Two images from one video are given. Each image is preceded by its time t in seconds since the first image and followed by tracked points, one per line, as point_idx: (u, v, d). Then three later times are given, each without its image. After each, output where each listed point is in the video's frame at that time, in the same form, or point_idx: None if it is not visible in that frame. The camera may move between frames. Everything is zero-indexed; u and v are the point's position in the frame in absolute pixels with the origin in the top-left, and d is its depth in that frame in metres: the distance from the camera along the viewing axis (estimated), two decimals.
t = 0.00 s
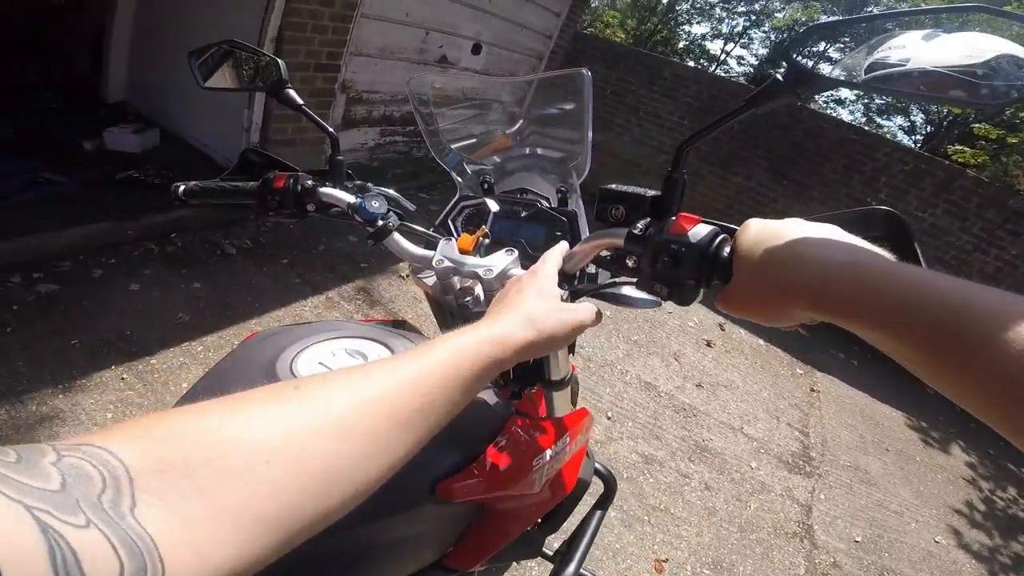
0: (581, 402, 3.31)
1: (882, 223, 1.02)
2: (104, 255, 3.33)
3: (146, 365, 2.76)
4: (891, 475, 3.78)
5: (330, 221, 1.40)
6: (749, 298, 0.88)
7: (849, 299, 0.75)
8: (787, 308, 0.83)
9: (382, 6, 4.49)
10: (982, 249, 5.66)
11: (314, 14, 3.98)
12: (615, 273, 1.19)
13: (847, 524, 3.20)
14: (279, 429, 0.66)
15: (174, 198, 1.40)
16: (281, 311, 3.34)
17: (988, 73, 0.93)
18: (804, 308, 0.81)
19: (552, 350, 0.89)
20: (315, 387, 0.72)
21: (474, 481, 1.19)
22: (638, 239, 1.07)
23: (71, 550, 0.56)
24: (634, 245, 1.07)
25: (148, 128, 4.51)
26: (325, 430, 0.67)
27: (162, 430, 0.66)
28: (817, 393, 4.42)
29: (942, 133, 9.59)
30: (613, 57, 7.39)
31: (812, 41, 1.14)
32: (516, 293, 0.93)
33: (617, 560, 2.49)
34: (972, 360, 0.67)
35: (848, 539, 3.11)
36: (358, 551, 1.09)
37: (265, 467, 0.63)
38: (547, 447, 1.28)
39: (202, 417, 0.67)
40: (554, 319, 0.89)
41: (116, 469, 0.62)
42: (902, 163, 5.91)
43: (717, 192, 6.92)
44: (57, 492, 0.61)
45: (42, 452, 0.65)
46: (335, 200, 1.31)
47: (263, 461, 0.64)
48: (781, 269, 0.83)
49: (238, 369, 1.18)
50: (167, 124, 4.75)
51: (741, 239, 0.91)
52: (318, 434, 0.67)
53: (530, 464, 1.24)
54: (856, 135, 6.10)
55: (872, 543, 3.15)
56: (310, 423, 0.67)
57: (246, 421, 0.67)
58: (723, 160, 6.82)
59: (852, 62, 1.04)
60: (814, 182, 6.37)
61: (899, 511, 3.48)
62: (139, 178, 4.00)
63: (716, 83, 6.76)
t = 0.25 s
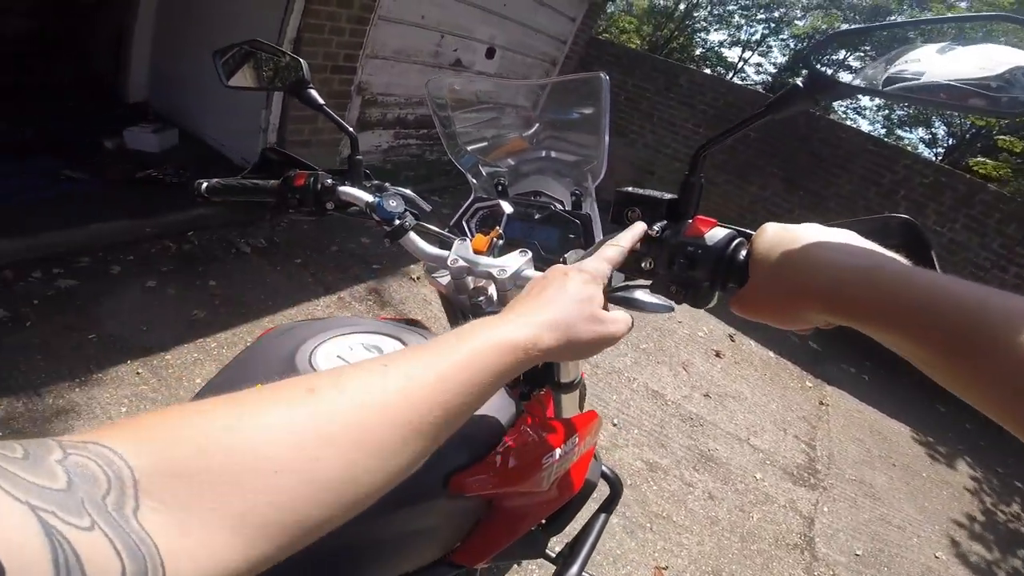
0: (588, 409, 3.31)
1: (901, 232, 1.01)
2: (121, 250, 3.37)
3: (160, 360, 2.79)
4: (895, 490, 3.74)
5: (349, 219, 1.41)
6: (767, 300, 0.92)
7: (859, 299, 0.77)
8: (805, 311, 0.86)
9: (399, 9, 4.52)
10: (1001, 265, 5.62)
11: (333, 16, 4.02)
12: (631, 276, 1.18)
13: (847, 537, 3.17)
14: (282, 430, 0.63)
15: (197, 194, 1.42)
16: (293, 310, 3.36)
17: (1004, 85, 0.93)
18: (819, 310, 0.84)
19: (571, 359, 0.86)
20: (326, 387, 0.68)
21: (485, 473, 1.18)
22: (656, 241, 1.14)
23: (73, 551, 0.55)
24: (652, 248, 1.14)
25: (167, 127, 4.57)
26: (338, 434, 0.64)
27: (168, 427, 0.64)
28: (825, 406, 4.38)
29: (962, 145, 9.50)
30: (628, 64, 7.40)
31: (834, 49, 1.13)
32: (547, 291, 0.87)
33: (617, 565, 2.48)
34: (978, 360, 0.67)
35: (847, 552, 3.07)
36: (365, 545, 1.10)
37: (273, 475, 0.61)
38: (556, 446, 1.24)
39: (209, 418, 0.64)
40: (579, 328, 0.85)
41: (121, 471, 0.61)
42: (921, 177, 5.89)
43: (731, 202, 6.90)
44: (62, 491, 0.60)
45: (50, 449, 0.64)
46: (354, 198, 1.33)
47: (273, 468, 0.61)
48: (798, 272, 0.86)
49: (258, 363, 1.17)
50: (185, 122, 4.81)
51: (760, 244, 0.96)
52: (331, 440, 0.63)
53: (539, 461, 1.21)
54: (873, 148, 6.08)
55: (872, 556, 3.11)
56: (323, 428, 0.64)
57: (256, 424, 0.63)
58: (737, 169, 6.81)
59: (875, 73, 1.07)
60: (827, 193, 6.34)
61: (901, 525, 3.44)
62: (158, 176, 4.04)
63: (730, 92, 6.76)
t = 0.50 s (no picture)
0: (614, 415, 3.28)
1: (953, 239, 0.97)
2: (158, 252, 3.44)
3: (193, 360, 2.84)
4: (933, 501, 3.62)
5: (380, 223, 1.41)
6: (809, 313, 0.85)
7: (925, 314, 0.71)
8: (854, 324, 0.79)
9: (426, 13, 4.55)
10: None
11: (361, 20, 4.07)
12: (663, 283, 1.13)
13: (880, 547, 3.07)
14: (271, 479, 0.60)
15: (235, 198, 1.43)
16: (322, 312, 3.40)
17: None
18: (872, 324, 0.77)
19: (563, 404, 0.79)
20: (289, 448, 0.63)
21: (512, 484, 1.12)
22: (693, 248, 1.02)
23: None
24: (689, 255, 1.02)
25: (203, 131, 4.67)
26: (292, 501, 0.59)
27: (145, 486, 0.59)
28: (860, 415, 4.26)
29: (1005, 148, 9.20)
30: (657, 66, 7.35)
31: (873, 53, 1.13)
32: (536, 328, 0.81)
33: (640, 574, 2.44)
34: None
35: (880, 562, 2.98)
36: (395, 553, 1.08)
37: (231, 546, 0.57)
38: (585, 455, 1.25)
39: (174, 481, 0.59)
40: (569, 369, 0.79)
41: (39, 541, 0.53)
42: (962, 180, 5.70)
43: (763, 206, 6.78)
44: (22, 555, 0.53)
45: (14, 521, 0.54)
46: (387, 203, 1.32)
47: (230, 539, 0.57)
48: (847, 284, 0.79)
49: (290, 366, 1.13)
50: (219, 127, 4.91)
51: (804, 252, 0.87)
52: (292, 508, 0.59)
53: (567, 471, 1.21)
54: (912, 150, 5.91)
55: (906, 567, 3.01)
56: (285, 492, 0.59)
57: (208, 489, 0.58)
58: (768, 173, 6.70)
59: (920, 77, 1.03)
60: (862, 197, 6.19)
61: (938, 536, 3.32)
62: (194, 178, 4.12)
63: (761, 94, 6.66)
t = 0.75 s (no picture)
0: (632, 416, 3.25)
1: (980, 232, 0.95)
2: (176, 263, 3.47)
3: (213, 370, 2.87)
4: (962, 497, 3.54)
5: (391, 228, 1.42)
6: (831, 309, 0.82)
7: (962, 311, 0.69)
8: (880, 318, 0.76)
9: (432, 17, 4.56)
10: None
11: (368, 26, 4.09)
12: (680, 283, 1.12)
13: (909, 544, 3.01)
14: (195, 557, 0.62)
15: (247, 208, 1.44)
16: (338, 319, 3.42)
17: None
18: (900, 320, 0.74)
19: (477, 488, 0.78)
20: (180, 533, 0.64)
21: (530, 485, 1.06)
22: (709, 246, 0.98)
23: None
24: (706, 253, 0.98)
25: (217, 142, 4.72)
26: None
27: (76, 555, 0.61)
28: (885, 413, 4.18)
29: None
30: (666, 64, 7.31)
31: (886, 46, 1.09)
32: (454, 410, 0.80)
33: None
34: None
35: (911, 560, 2.92)
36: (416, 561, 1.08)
37: None
38: (604, 458, 1.23)
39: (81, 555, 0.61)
40: (485, 451, 0.78)
41: None
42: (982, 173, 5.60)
43: (778, 203, 6.71)
44: None
45: None
46: (397, 209, 1.32)
47: None
48: (875, 279, 0.76)
49: (302, 371, 1.12)
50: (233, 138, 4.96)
51: (824, 247, 0.84)
52: None
53: (585, 474, 1.18)
54: (929, 143, 5.83)
55: (937, 564, 2.95)
56: None
57: (100, 572, 0.59)
58: (782, 169, 6.63)
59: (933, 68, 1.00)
60: (879, 190, 6.10)
61: (968, 532, 3.25)
62: (210, 190, 4.17)
63: (773, 89, 6.59)
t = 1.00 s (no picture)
0: (642, 420, 3.22)
1: (1005, 233, 0.92)
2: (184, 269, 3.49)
3: (221, 376, 2.86)
4: (981, 499, 3.47)
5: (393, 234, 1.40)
6: (855, 319, 0.79)
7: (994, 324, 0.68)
8: (906, 331, 0.74)
9: (437, 20, 4.56)
10: None
11: (373, 29, 4.09)
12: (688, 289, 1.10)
13: (927, 546, 2.96)
14: None
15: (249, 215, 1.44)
16: (346, 324, 3.41)
17: None
18: (927, 332, 0.72)
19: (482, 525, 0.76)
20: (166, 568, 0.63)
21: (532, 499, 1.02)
22: (719, 252, 0.95)
23: None
24: (717, 259, 0.95)
25: (225, 146, 4.74)
26: None
27: None
28: (901, 413, 4.11)
29: None
30: (673, 64, 7.27)
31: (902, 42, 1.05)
32: (469, 445, 0.78)
33: None
34: None
35: (928, 562, 2.87)
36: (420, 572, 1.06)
37: None
38: (611, 469, 1.20)
39: None
40: (499, 492, 0.77)
41: None
42: (996, 171, 5.51)
43: (788, 202, 6.64)
44: None
45: None
46: (399, 214, 1.31)
47: None
48: (901, 287, 0.74)
49: (300, 383, 1.10)
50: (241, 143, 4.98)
51: (843, 252, 0.81)
52: None
53: (592, 486, 1.15)
54: (942, 141, 5.74)
55: (956, 566, 2.90)
56: None
57: None
58: (793, 168, 6.56)
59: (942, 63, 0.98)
60: (892, 188, 6.02)
61: (988, 534, 3.18)
62: (218, 195, 4.19)
63: (781, 87, 6.53)
